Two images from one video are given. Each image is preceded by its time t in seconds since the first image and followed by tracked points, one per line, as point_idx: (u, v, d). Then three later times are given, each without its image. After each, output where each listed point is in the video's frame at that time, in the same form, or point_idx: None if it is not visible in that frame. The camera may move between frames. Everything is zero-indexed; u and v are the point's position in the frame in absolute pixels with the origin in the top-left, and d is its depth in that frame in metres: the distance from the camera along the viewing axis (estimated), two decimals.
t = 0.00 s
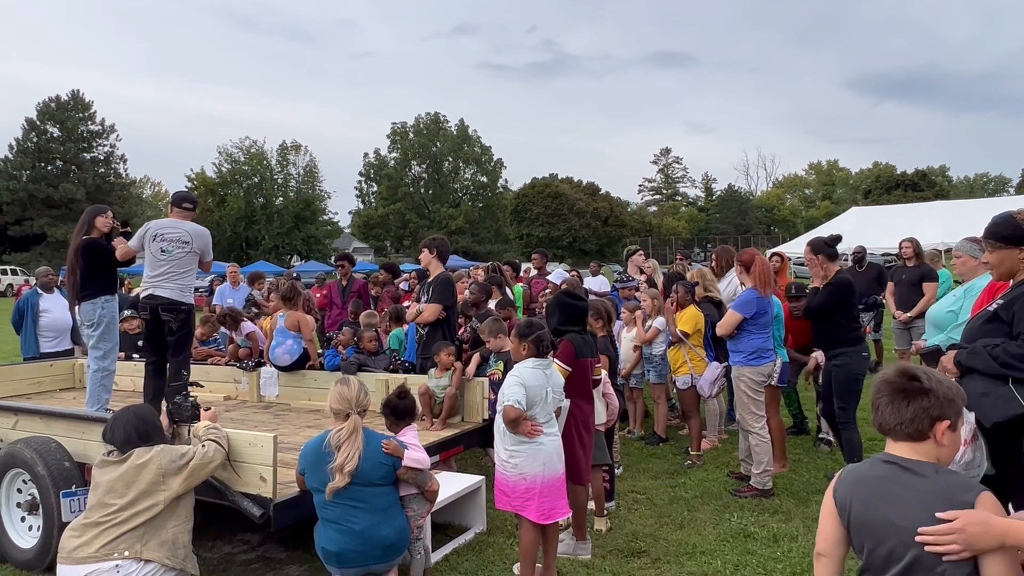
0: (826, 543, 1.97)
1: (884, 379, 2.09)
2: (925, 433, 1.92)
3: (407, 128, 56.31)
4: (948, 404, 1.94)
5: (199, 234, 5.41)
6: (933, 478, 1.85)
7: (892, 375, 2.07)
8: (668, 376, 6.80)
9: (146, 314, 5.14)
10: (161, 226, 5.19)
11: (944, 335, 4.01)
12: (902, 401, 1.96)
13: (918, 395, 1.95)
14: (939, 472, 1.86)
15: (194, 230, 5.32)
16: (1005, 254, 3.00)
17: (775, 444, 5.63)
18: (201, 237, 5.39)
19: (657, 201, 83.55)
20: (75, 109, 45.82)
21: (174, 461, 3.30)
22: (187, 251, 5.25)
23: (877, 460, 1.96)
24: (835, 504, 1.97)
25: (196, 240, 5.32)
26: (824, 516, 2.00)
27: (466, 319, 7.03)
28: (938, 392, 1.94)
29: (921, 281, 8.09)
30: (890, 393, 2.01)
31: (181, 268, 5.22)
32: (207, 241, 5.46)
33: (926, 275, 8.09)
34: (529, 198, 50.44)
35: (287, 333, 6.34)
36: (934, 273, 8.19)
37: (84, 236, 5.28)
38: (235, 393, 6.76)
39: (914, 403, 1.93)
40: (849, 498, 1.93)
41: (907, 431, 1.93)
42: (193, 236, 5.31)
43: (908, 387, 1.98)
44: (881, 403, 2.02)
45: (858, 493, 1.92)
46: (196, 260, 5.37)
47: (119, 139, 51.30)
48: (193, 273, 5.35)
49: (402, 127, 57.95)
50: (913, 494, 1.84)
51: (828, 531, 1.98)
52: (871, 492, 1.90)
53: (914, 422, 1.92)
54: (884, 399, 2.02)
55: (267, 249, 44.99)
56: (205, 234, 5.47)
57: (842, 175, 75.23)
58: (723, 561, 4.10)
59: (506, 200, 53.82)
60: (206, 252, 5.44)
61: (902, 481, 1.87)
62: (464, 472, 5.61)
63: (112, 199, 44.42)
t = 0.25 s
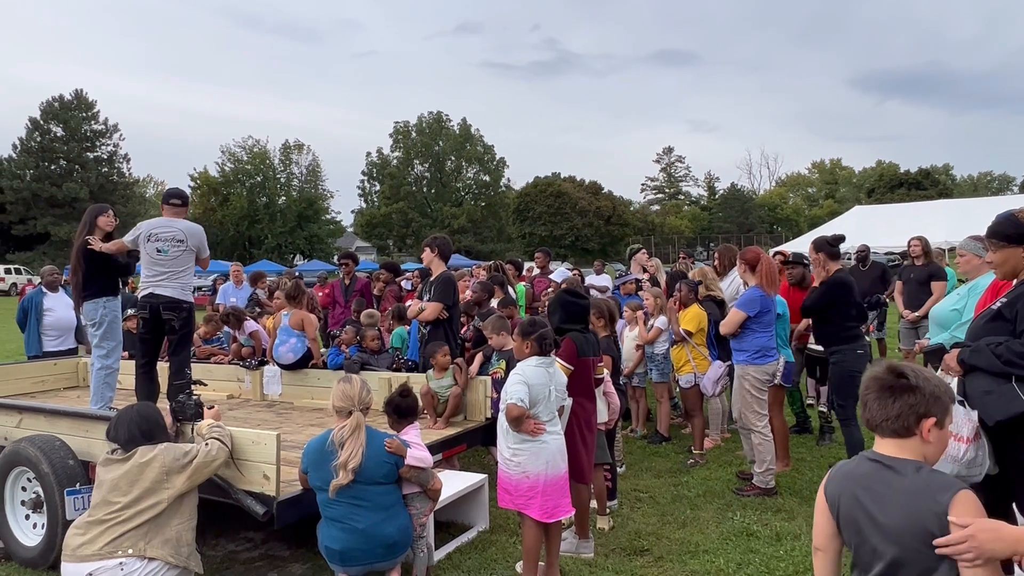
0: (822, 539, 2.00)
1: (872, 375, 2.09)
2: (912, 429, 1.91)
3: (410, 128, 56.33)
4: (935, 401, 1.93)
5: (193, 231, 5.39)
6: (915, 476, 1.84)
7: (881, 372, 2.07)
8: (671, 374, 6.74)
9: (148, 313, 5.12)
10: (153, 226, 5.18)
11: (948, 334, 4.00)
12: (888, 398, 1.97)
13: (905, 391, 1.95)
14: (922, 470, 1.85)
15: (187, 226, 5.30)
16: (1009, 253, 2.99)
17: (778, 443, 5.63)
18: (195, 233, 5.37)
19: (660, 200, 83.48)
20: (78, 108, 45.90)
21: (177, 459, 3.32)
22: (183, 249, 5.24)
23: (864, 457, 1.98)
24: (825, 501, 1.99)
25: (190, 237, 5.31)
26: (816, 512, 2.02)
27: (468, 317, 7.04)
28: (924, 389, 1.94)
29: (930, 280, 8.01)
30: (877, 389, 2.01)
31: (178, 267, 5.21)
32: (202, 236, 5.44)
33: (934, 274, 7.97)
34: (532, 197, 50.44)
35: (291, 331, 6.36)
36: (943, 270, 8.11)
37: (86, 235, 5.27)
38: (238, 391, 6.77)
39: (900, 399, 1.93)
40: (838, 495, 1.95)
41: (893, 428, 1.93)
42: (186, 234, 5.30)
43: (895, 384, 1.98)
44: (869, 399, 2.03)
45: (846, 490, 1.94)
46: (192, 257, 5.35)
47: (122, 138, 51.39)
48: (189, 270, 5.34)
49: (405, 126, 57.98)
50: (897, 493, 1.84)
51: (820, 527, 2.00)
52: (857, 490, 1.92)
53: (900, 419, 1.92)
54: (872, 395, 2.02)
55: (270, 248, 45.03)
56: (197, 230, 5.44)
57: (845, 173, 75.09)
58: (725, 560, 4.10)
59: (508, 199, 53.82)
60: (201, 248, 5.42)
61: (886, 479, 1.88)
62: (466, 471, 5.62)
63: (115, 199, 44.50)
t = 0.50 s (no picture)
0: (829, 532, 2.03)
1: (874, 372, 2.08)
2: (911, 425, 1.90)
3: (413, 127, 56.34)
4: (936, 397, 1.92)
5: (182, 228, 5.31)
6: (906, 474, 1.84)
7: (883, 368, 2.06)
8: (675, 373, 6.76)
9: (144, 313, 5.16)
10: (143, 227, 5.17)
11: (951, 334, 4.03)
12: (889, 394, 1.96)
13: (906, 387, 1.94)
14: (916, 467, 1.85)
15: (172, 224, 5.22)
16: (1014, 254, 2.97)
17: (783, 442, 5.62)
18: (183, 230, 5.28)
19: (663, 199, 83.38)
20: (82, 107, 46.02)
21: (182, 458, 3.33)
22: (170, 247, 5.17)
23: (864, 453, 1.99)
24: (828, 496, 2.03)
25: (177, 235, 5.22)
26: (822, 507, 2.05)
27: (472, 316, 7.04)
28: (925, 385, 1.93)
29: (938, 279, 7.96)
30: (880, 386, 2.01)
31: (167, 266, 5.17)
32: (191, 232, 5.34)
33: (944, 272, 7.95)
34: (535, 196, 50.45)
35: (295, 330, 6.37)
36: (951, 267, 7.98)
37: (91, 235, 5.30)
38: (242, 390, 6.78)
39: (901, 395, 1.93)
40: (838, 490, 1.98)
41: (893, 423, 1.92)
42: (173, 231, 5.22)
43: (896, 380, 1.98)
44: (871, 395, 2.02)
45: (845, 486, 1.96)
46: (184, 254, 5.27)
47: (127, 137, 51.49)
48: (182, 267, 5.27)
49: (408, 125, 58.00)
50: (888, 491, 1.85)
51: (825, 521, 2.04)
52: (854, 486, 1.94)
53: (900, 415, 1.92)
54: (874, 391, 2.02)
55: (273, 247, 45.09)
56: (185, 226, 5.35)
57: (850, 172, 74.88)
58: (730, 559, 4.09)
59: (512, 198, 53.80)
60: (193, 244, 5.32)
61: (879, 476, 1.89)
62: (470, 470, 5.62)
63: (120, 198, 44.60)
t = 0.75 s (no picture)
0: (847, 531, 2.02)
1: (890, 369, 2.08)
2: (924, 424, 1.89)
3: (416, 126, 56.36)
4: (950, 397, 1.91)
5: (175, 226, 5.28)
6: (912, 473, 1.83)
7: (898, 366, 2.06)
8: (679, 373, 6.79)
9: (145, 314, 5.22)
10: (140, 228, 5.26)
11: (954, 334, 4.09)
12: (903, 392, 1.96)
13: (921, 385, 1.94)
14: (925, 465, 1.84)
15: (161, 223, 5.21)
16: (1019, 259, 2.93)
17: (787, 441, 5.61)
18: (172, 229, 5.22)
19: (666, 198, 83.30)
20: (86, 107, 46.12)
21: (187, 456, 3.33)
22: (159, 247, 5.17)
23: (875, 452, 1.98)
24: (841, 494, 2.03)
25: (165, 234, 5.19)
26: (837, 506, 2.05)
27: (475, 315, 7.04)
28: (940, 384, 1.92)
29: (944, 278, 7.96)
30: (893, 384, 2.00)
31: (159, 266, 5.18)
32: (182, 230, 5.26)
33: (949, 271, 7.97)
34: (538, 195, 50.44)
35: (299, 328, 6.38)
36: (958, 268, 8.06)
37: (97, 234, 5.31)
38: (246, 389, 6.79)
39: (914, 393, 1.92)
40: (849, 488, 1.99)
41: (905, 421, 1.92)
42: (162, 231, 5.20)
43: (910, 378, 1.97)
44: (885, 392, 2.02)
45: (856, 485, 1.96)
46: (175, 253, 5.22)
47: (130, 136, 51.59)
48: (176, 267, 5.23)
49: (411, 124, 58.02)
50: (894, 490, 1.85)
51: (841, 520, 2.04)
52: (864, 484, 1.94)
53: (913, 413, 1.91)
54: (887, 389, 2.01)
55: (277, 246, 45.15)
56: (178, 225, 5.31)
57: (853, 171, 74.70)
58: (734, 558, 4.09)
59: (514, 197, 53.79)
60: (183, 242, 5.23)
61: (887, 474, 1.89)
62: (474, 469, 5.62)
63: (123, 197, 44.70)
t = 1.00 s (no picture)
0: (861, 532, 2.02)
1: (901, 369, 2.07)
2: (936, 424, 1.89)
3: (419, 125, 56.38)
4: (962, 397, 1.90)
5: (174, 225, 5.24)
6: (924, 473, 1.82)
7: (909, 365, 2.05)
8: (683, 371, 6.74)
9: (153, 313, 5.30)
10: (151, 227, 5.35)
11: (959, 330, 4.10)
12: (914, 391, 1.95)
13: (932, 385, 1.93)
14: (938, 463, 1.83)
15: (158, 224, 5.19)
16: None
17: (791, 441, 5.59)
18: (167, 228, 5.18)
19: (670, 197, 83.19)
20: (90, 107, 46.23)
21: (190, 455, 3.33)
22: (156, 247, 5.20)
23: (886, 453, 1.98)
24: (854, 496, 2.03)
25: (160, 234, 5.18)
26: (851, 507, 2.05)
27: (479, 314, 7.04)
28: (952, 384, 1.91)
29: (948, 277, 7.90)
30: (905, 384, 2.00)
31: (163, 266, 5.22)
32: (178, 229, 5.20)
33: (954, 271, 7.90)
34: (541, 194, 50.42)
35: (303, 326, 6.39)
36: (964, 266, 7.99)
37: (102, 232, 5.32)
38: (250, 388, 6.80)
39: (926, 393, 1.91)
40: (862, 489, 1.98)
41: (918, 422, 1.91)
42: (158, 231, 5.19)
43: (922, 378, 1.96)
44: (896, 392, 2.01)
45: (868, 485, 1.96)
46: (172, 252, 5.21)
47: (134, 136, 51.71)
48: (175, 266, 5.22)
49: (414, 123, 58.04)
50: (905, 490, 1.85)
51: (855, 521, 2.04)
52: (876, 484, 1.94)
53: (924, 413, 1.90)
54: (898, 389, 2.01)
55: (280, 246, 45.22)
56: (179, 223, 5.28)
57: (857, 170, 74.53)
58: (738, 558, 4.08)
59: (517, 196, 53.78)
60: (178, 241, 5.18)
61: (898, 475, 1.88)
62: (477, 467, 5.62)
63: (127, 196, 44.81)
